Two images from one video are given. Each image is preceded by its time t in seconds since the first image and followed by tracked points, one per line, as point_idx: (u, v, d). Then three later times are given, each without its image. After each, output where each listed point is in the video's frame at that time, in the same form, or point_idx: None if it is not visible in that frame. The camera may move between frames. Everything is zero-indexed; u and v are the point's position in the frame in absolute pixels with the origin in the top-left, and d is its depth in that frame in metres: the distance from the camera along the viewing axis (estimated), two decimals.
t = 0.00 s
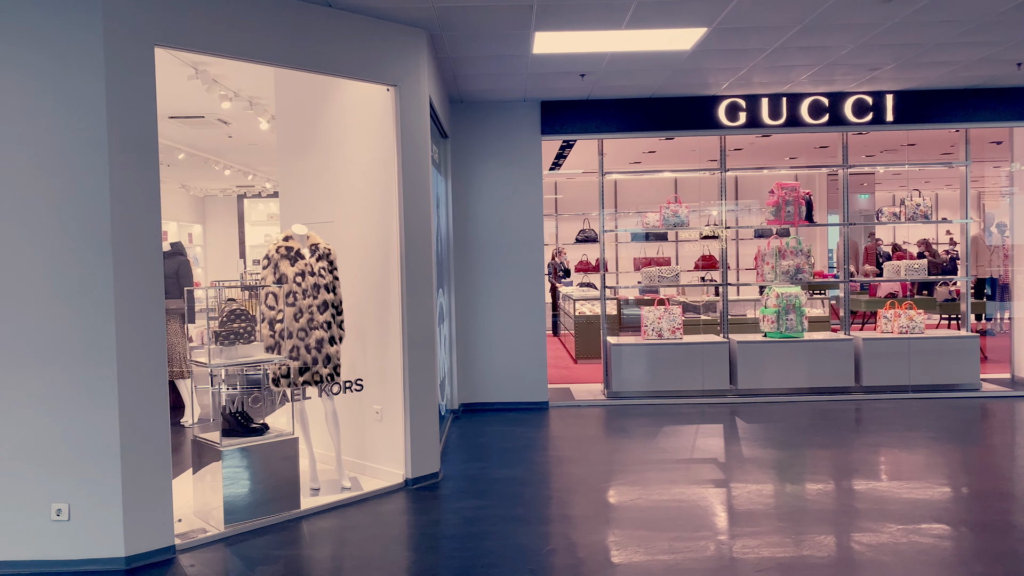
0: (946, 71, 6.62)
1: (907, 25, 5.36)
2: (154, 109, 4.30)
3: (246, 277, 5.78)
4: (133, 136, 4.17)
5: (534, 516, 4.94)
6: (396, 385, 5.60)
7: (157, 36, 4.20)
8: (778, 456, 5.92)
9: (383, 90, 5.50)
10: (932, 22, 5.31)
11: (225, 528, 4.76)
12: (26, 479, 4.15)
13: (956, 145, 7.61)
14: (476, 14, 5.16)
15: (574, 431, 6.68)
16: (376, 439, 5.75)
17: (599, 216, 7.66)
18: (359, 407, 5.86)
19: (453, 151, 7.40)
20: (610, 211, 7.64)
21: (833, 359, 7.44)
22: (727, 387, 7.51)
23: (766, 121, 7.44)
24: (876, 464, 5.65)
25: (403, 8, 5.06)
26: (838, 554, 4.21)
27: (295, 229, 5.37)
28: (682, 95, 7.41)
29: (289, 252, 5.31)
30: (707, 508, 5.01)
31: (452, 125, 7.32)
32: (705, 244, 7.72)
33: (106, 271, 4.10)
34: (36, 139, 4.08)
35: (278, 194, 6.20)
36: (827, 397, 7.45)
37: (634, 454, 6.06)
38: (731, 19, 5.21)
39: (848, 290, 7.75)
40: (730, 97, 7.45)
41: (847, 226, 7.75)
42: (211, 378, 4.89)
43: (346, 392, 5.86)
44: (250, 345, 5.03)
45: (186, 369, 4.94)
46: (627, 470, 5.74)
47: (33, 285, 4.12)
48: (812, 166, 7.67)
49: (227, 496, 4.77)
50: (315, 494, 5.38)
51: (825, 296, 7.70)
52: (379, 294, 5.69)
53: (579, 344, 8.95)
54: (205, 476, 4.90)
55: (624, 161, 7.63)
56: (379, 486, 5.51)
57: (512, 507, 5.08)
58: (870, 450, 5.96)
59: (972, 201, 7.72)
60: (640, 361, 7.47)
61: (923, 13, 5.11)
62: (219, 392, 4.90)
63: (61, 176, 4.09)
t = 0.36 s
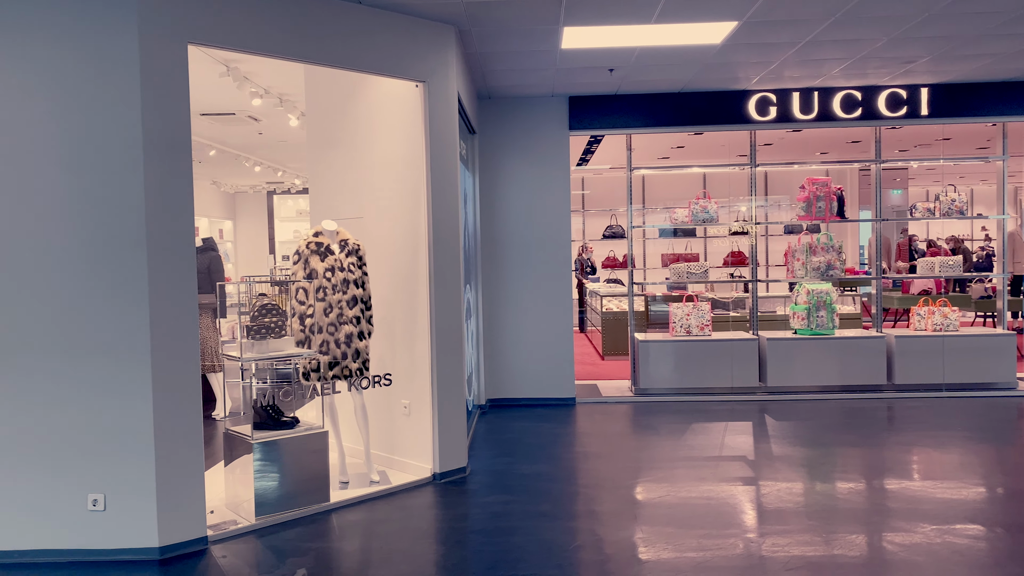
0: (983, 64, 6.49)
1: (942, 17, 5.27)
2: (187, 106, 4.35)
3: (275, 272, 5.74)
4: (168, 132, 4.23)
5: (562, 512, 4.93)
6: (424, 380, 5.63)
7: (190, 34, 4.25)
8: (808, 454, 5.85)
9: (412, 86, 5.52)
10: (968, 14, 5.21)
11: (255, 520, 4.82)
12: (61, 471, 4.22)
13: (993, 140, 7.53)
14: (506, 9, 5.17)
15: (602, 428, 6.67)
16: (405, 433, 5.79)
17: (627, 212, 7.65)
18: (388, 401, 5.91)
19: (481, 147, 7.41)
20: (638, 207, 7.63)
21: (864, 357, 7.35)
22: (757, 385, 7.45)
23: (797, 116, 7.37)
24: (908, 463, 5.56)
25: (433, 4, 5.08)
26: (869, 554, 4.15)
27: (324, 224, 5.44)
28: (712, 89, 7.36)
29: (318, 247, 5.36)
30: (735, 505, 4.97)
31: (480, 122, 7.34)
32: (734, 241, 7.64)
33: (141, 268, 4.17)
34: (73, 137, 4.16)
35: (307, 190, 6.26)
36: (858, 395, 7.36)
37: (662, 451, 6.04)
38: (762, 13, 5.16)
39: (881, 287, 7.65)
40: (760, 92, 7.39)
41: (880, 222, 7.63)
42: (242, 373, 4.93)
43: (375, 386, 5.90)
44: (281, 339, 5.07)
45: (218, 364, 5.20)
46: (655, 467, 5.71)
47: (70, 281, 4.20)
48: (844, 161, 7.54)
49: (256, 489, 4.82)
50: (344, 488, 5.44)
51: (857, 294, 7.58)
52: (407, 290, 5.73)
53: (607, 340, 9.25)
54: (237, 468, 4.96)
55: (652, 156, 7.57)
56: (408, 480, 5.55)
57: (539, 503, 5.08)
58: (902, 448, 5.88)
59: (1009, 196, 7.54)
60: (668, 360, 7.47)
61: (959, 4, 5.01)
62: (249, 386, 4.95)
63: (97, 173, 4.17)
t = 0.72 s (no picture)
0: None
1: (983, 8, 5.16)
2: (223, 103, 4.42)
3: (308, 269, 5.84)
4: (204, 130, 4.29)
5: (592, 508, 4.94)
6: (455, 375, 5.66)
7: (224, 33, 4.30)
8: (841, 452, 5.79)
9: (443, 83, 5.53)
10: (1010, 5, 5.10)
11: (288, 512, 4.89)
12: (101, 462, 4.32)
13: None
14: (537, 4, 5.15)
15: (632, 424, 6.65)
16: (435, 428, 5.83)
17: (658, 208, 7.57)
18: (418, 396, 5.98)
19: (511, 144, 7.42)
20: (669, 203, 7.57)
21: (900, 355, 7.24)
22: (789, 382, 7.38)
23: (831, 111, 7.24)
24: (945, 463, 5.48)
25: None
26: (906, 555, 4.10)
27: (357, 221, 5.46)
28: (744, 84, 7.26)
29: (351, 243, 5.40)
30: (767, 504, 4.93)
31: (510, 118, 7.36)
32: (766, 237, 7.59)
33: (178, 265, 4.24)
34: (112, 135, 4.24)
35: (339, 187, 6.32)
36: (893, 393, 7.26)
37: (693, 449, 6.00)
38: (796, 6, 5.09)
39: (916, 284, 7.54)
40: (793, 86, 7.27)
41: (916, 218, 7.47)
42: (275, 367, 4.97)
43: (407, 381, 6.00)
44: (314, 334, 5.14)
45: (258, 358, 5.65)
46: (686, 465, 5.69)
47: (109, 276, 4.29)
48: (880, 156, 7.49)
49: (290, 482, 4.89)
50: (375, 482, 5.49)
51: (892, 291, 7.50)
52: (439, 286, 5.75)
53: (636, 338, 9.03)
54: (271, 462, 5.04)
55: (685, 151, 7.58)
56: (438, 474, 5.59)
57: (569, 500, 5.08)
58: (938, 448, 5.78)
59: None
60: (697, 359, 7.38)
61: None
62: (282, 380, 4.97)
63: (136, 171, 4.24)
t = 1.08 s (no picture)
0: None
1: None
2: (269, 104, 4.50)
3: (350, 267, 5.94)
4: (250, 130, 4.37)
5: (635, 507, 4.91)
6: (495, 373, 5.68)
7: (270, 34, 4.38)
8: (890, 453, 5.67)
9: (483, 81, 5.54)
10: None
11: (333, 506, 4.96)
12: (152, 456, 4.42)
13: None
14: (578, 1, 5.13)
15: (674, 423, 6.60)
16: (477, 425, 5.85)
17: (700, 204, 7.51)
18: (460, 393, 6.02)
19: (552, 141, 7.42)
20: (711, 199, 7.49)
21: (951, 353, 7.07)
22: (836, 381, 7.26)
23: (880, 104, 7.06)
24: (998, 465, 5.33)
25: None
26: (957, 559, 4.00)
27: (398, 219, 5.52)
28: (788, 78, 7.14)
29: (392, 242, 5.46)
30: (812, 505, 4.85)
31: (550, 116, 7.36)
32: (811, 233, 7.46)
33: (225, 262, 4.32)
34: (161, 136, 4.34)
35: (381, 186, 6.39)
36: (943, 393, 7.09)
37: (736, 448, 5.93)
38: None
39: (969, 282, 7.40)
40: (840, 80, 7.13)
41: (968, 214, 7.32)
42: (318, 363, 5.07)
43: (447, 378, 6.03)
44: (357, 331, 5.20)
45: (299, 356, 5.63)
46: (729, 464, 5.63)
47: (159, 275, 4.39)
48: (930, 150, 7.25)
49: (334, 477, 4.96)
50: (417, 477, 5.55)
51: (942, 288, 7.34)
52: (479, 283, 5.77)
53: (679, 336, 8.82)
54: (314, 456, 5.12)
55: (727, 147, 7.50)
56: (480, 471, 5.61)
57: (611, 498, 5.06)
58: (991, 450, 5.63)
59: None
60: (740, 356, 7.32)
61: None
62: (325, 376, 5.09)
63: (185, 171, 4.33)
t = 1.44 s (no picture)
0: None
1: None
2: (358, 108, 4.60)
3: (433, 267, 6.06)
4: (341, 134, 4.48)
5: (722, 513, 4.79)
6: (578, 375, 5.64)
7: (361, 40, 4.49)
8: (995, 465, 5.35)
9: (567, 81, 5.51)
10: None
11: (417, 504, 5.01)
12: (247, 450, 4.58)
13: None
14: None
15: (761, 429, 6.42)
16: (560, 426, 5.83)
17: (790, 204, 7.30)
18: (541, 395, 6.02)
19: (634, 141, 7.34)
20: (801, 198, 7.26)
21: None
22: (936, 389, 6.93)
23: (986, 96, 6.70)
24: None
25: None
26: None
27: (480, 220, 5.57)
28: (884, 70, 6.85)
29: (475, 242, 5.50)
30: (910, 517, 4.62)
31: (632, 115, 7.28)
32: (908, 233, 7.15)
33: (314, 262, 4.44)
34: (256, 140, 4.49)
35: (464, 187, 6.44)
36: None
37: (828, 456, 5.71)
38: None
39: None
40: (942, 71, 6.79)
41: None
42: (401, 361, 5.14)
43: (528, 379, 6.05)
44: (440, 331, 5.26)
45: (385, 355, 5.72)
46: (821, 472, 5.42)
47: (253, 275, 4.54)
48: None
49: (418, 474, 5.01)
50: (499, 477, 5.56)
51: None
52: (562, 284, 5.75)
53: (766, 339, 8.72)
54: (399, 454, 5.21)
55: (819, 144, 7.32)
56: (562, 473, 5.58)
57: (697, 504, 4.96)
58: None
59: None
60: (831, 359, 7.10)
61: None
62: (408, 374, 5.11)
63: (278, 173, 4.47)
